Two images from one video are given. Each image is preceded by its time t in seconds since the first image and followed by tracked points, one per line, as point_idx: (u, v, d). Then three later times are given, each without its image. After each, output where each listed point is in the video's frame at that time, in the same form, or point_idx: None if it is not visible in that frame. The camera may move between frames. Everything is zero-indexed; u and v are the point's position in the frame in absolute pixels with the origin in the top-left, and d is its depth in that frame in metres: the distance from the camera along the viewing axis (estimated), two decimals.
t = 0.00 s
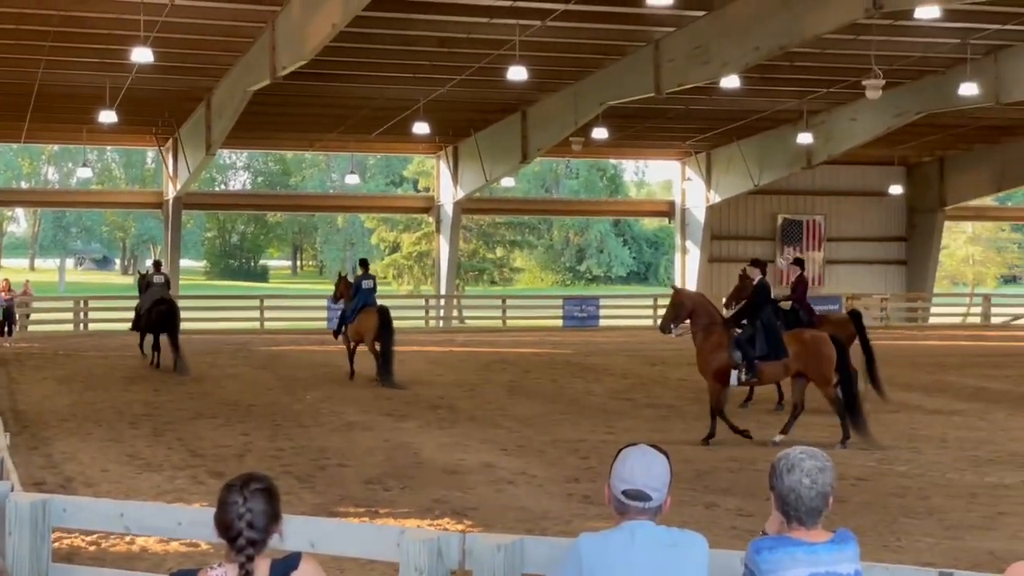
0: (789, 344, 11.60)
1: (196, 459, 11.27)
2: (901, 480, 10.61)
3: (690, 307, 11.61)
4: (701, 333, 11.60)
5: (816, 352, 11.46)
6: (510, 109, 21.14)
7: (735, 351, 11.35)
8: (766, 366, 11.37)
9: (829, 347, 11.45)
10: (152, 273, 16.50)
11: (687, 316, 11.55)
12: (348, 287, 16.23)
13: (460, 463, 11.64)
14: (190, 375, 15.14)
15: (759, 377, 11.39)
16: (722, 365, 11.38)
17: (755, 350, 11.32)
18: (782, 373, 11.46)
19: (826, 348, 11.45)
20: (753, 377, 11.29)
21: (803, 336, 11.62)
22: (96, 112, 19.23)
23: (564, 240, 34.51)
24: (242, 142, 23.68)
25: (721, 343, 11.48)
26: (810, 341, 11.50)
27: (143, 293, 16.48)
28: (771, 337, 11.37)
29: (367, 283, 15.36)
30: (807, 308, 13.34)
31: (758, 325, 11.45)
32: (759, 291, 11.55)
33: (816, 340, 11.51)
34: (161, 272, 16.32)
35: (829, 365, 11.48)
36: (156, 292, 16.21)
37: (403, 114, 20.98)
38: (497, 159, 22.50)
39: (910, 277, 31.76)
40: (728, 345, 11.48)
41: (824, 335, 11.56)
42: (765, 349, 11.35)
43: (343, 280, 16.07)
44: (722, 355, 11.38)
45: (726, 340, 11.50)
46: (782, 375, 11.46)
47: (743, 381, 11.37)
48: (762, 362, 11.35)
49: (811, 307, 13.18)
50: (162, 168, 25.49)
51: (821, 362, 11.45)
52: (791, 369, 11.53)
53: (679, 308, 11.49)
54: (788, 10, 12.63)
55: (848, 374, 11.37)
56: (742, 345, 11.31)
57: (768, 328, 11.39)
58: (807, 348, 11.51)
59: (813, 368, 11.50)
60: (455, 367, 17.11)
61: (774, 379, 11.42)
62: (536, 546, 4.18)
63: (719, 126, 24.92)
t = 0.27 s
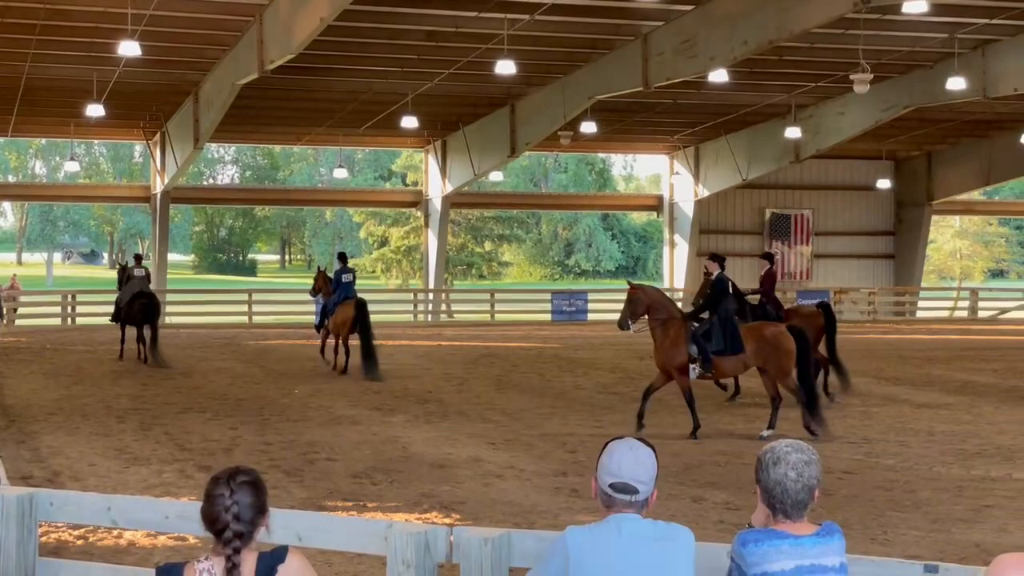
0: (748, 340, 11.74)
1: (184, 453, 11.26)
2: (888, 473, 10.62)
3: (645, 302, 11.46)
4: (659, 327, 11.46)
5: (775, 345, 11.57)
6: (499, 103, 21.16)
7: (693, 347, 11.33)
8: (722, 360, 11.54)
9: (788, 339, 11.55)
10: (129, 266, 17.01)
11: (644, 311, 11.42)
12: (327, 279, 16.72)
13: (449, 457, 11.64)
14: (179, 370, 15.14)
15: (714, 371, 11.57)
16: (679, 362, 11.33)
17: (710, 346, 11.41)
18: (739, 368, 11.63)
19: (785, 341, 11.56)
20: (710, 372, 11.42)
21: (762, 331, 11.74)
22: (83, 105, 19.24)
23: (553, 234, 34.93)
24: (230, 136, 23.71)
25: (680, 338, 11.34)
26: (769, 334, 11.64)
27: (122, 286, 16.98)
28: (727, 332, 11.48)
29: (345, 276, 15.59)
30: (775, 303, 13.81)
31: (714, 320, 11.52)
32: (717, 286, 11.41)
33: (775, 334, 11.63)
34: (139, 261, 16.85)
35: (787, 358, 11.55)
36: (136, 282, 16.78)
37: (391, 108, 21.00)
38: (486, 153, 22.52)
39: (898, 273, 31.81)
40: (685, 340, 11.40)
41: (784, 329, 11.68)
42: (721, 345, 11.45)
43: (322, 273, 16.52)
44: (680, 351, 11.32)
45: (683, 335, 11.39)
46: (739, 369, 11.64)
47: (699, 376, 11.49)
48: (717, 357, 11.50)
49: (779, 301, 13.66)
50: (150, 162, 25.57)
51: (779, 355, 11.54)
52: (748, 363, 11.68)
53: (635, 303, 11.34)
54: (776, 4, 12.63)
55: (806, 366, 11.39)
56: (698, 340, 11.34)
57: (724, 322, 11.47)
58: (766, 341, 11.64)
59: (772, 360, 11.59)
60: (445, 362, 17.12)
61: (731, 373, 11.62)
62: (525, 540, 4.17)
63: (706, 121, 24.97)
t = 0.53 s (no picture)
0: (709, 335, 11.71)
1: (178, 451, 11.26)
2: (880, 470, 10.64)
3: (612, 298, 11.28)
4: (624, 326, 11.36)
5: (736, 340, 11.64)
6: (492, 100, 21.16)
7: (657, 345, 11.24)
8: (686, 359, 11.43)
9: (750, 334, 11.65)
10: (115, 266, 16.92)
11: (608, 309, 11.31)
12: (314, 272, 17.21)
13: (442, 454, 11.64)
14: (173, 368, 15.13)
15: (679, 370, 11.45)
16: (643, 361, 11.24)
17: (675, 344, 11.28)
18: (701, 365, 11.59)
19: (747, 337, 11.64)
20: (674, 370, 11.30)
21: (723, 326, 11.74)
22: (76, 103, 19.22)
23: (547, 232, 34.85)
24: (223, 133, 23.67)
25: (644, 338, 11.27)
26: (730, 329, 11.67)
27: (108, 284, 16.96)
28: (692, 330, 11.34)
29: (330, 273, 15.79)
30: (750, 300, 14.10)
31: (678, 317, 11.40)
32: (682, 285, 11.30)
33: (736, 329, 11.68)
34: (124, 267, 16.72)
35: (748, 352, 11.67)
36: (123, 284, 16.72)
37: (385, 106, 20.98)
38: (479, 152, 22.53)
39: (891, 270, 31.83)
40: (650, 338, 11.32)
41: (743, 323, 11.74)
42: (685, 343, 11.31)
43: (309, 269, 16.78)
44: (644, 350, 11.24)
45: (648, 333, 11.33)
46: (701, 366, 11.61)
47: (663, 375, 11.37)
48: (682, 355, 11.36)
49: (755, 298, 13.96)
50: (143, 161, 25.48)
51: (741, 350, 11.63)
52: (709, 358, 11.64)
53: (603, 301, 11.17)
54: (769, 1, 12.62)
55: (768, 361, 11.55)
56: (662, 339, 11.25)
57: (688, 320, 11.36)
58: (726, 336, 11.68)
59: (733, 355, 11.65)
60: (439, 359, 17.12)
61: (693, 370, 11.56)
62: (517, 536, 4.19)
63: (701, 118, 25.00)
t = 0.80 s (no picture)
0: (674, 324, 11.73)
1: (175, 441, 11.26)
2: (877, 460, 10.65)
3: (577, 288, 11.60)
4: (589, 314, 11.55)
5: (701, 330, 11.61)
6: (488, 90, 21.15)
7: (619, 333, 11.34)
8: (649, 348, 11.41)
9: (716, 323, 11.63)
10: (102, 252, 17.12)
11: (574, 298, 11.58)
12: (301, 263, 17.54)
13: (439, 444, 11.65)
14: (170, 358, 15.12)
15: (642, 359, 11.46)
16: (606, 349, 11.36)
17: (637, 333, 11.31)
18: (666, 355, 11.52)
19: (714, 328, 11.61)
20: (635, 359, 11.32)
21: (689, 317, 11.72)
22: (72, 92, 19.21)
23: (544, 222, 34.80)
24: (219, 122, 23.72)
25: (607, 325, 11.40)
26: (696, 319, 11.65)
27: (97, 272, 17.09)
28: (654, 320, 11.34)
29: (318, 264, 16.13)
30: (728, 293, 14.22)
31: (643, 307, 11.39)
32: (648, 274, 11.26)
33: (702, 319, 11.66)
34: (116, 252, 16.94)
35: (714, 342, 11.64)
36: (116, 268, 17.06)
37: (380, 95, 20.97)
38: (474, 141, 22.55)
39: (888, 261, 31.83)
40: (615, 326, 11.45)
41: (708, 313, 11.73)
42: (647, 332, 11.32)
43: (299, 260, 16.99)
44: (607, 337, 11.35)
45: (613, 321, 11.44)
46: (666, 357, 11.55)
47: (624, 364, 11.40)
48: (644, 344, 11.37)
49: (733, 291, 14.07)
50: (139, 150, 25.49)
51: (707, 340, 11.60)
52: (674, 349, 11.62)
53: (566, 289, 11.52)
54: None
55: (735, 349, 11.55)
56: (624, 327, 11.33)
57: (653, 310, 11.34)
58: (691, 326, 11.67)
59: (698, 345, 11.63)
60: (435, 349, 17.11)
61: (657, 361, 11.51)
62: (512, 524, 4.19)
63: (698, 108, 24.98)
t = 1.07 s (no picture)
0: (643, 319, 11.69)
1: (174, 439, 11.27)
2: (876, 457, 10.65)
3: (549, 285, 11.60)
4: (560, 311, 11.57)
5: (672, 325, 11.58)
6: (488, 88, 21.14)
7: (588, 329, 11.33)
8: (618, 345, 11.35)
9: (687, 319, 11.59)
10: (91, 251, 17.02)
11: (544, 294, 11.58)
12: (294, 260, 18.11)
13: (438, 442, 11.65)
14: (169, 356, 15.13)
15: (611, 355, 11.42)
16: (575, 345, 11.38)
17: (605, 329, 11.26)
18: (637, 351, 11.45)
19: (685, 323, 11.56)
20: (605, 356, 11.27)
21: (659, 311, 11.68)
22: (71, 90, 19.19)
23: (544, 219, 34.71)
24: (219, 120, 23.69)
25: (576, 322, 11.41)
26: (667, 314, 11.61)
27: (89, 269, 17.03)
28: (623, 316, 11.27)
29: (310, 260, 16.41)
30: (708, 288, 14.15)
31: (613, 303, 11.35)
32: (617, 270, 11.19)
33: (674, 314, 11.62)
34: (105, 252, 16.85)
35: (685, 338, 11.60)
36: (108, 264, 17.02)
37: (379, 93, 20.96)
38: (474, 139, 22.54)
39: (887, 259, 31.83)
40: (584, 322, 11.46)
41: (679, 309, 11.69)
42: (616, 328, 11.27)
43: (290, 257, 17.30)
44: (576, 333, 11.37)
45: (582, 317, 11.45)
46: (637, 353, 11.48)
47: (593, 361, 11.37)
48: (614, 340, 11.31)
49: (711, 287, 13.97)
50: (138, 148, 25.44)
51: (678, 335, 11.55)
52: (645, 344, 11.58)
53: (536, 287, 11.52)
54: None
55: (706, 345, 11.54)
56: (593, 323, 11.29)
57: (622, 306, 11.28)
58: (662, 321, 11.64)
59: (669, 341, 11.59)
60: (435, 347, 17.10)
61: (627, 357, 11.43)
62: (512, 521, 4.24)
63: (697, 106, 24.99)
